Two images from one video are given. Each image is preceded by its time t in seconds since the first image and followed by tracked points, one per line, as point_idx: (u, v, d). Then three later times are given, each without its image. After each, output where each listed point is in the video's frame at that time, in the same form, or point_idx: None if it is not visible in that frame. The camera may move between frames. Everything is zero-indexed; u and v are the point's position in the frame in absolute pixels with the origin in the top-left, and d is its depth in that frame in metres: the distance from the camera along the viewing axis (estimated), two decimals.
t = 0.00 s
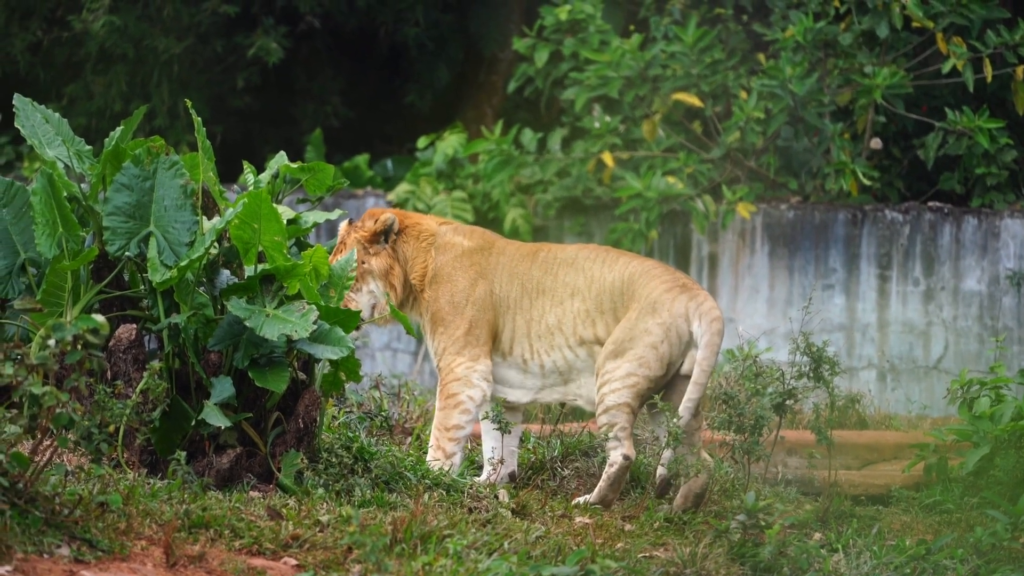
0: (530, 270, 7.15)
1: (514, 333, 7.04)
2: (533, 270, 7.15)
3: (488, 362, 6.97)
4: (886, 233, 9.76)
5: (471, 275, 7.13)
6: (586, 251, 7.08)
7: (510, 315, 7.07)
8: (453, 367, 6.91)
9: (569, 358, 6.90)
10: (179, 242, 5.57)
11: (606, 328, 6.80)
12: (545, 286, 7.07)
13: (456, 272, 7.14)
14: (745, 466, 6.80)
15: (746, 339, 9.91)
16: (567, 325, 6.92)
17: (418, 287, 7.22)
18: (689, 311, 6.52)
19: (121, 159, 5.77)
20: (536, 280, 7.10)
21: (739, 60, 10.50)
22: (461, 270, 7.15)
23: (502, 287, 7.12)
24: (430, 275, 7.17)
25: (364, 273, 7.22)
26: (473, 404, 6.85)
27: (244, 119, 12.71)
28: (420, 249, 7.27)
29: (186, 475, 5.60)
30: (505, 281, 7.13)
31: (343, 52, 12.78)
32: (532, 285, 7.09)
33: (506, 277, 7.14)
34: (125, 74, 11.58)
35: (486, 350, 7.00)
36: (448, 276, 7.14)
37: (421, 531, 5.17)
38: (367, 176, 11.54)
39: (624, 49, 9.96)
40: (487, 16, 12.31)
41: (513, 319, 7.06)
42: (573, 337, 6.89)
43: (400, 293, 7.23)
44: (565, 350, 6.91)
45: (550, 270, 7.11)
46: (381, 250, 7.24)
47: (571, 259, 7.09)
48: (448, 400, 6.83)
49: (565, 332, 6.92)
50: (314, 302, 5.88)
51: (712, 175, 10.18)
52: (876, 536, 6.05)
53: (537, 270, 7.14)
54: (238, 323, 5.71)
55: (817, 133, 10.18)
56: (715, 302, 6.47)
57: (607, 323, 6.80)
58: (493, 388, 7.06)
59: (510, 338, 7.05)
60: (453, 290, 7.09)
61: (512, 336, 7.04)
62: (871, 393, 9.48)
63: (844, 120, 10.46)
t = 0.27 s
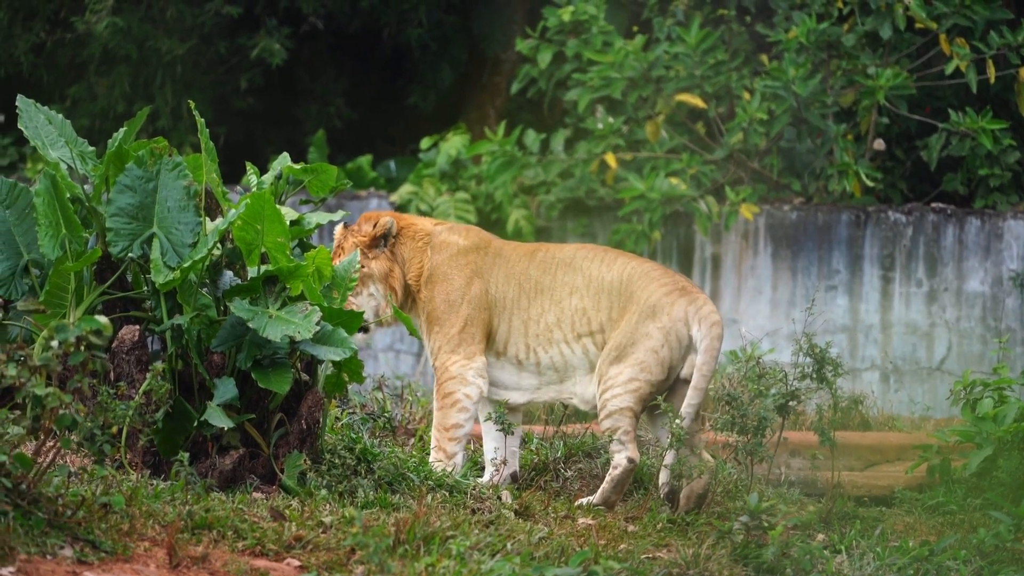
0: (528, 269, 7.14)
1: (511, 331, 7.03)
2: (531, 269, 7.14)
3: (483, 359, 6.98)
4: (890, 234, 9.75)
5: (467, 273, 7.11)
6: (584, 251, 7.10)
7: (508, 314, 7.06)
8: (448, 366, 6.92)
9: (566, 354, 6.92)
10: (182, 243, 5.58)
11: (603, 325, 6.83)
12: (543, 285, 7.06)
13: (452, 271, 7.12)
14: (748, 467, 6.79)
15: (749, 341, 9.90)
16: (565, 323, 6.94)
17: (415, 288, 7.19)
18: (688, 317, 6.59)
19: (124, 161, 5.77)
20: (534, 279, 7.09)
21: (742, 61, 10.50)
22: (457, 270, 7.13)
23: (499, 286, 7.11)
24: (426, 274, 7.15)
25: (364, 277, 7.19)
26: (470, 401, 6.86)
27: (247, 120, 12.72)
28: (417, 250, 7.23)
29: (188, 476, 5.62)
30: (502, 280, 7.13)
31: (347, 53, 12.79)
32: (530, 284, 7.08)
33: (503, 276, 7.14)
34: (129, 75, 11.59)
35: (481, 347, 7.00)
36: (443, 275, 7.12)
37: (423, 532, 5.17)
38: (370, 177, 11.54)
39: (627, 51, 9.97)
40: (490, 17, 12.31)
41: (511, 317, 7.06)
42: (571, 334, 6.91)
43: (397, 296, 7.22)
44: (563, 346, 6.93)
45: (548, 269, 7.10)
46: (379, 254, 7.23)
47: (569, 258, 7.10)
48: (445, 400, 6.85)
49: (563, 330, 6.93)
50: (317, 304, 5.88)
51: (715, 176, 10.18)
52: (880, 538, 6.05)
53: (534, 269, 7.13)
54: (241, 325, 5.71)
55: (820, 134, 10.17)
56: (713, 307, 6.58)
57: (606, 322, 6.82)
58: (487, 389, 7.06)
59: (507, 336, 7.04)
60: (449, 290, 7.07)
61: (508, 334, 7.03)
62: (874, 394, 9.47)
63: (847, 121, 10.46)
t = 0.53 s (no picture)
0: (524, 269, 7.18)
1: (507, 331, 7.07)
2: (527, 269, 7.18)
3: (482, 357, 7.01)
4: (892, 234, 9.75)
5: (462, 273, 7.16)
6: (580, 250, 7.14)
7: (504, 314, 7.10)
8: (446, 366, 6.95)
9: (563, 353, 6.96)
10: (184, 243, 5.58)
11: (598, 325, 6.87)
12: (539, 285, 7.10)
13: (447, 272, 7.17)
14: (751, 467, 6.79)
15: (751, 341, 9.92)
16: (561, 322, 6.98)
17: (411, 290, 7.25)
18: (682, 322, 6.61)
19: (126, 161, 5.78)
20: (531, 279, 7.13)
21: (744, 61, 10.50)
22: (452, 270, 7.17)
23: (495, 286, 7.15)
24: (422, 276, 7.21)
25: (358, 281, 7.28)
26: (469, 401, 6.88)
27: (249, 121, 12.72)
28: (411, 252, 7.29)
29: (191, 477, 5.62)
30: (498, 280, 7.17)
31: (348, 54, 12.80)
32: (526, 284, 7.13)
33: (499, 277, 7.18)
34: (130, 76, 11.60)
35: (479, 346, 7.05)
36: (438, 275, 7.17)
37: (426, 533, 5.17)
38: (372, 177, 11.55)
39: (629, 51, 9.98)
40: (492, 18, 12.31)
41: (507, 317, 7.10)
42: (568, 333, 6.96)
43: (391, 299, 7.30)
44: (560, 345, 6.97)
45: (544, 269, 7.14)
46: (374, 258, 7.30)
47: (565, 258, 7.14)
48: (444, 399, 6.87)
49: (560, 329, 6.98)
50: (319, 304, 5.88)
51: (717, 177, 10.18)
52: (882, 538, 6.05)
53: (530, 269, 7.17)
54: (243, 325, 5.72)
55: (823, 134, 10.17)
56: (708, 313, 6.60)
57: (601, 322, 6.86)
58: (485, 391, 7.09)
59: (503, 336, 7.08)
60: (445, 290, 7.12)
61: (505, 334, 7.07)
62: (876, 394, 9.47)
63: (849, 121, 10.46)
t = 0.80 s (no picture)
0: (513, 270, 7.18)
1: (496, 331, 7.08)
2: (515, 270, 7.18)
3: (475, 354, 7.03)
4: (893, 234, 9.75)
5: (450, 274, 7.18)
6: (569, 251, 7.11)
7: (493, 314, 7.11)
8: (440, 366, 6.96)
9: (554, 357, 6.94)
10: (186, 243, 5.58)
11: (588, 327, 6.86)
12: (528, 286, 7.09)
13: (435, 272, 7.19)
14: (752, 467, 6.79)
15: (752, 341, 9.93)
16: (550, 323, 6.97)
17: (400, 292, 7.28)
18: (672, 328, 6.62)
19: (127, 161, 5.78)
20: (519, 279, 7.13)
21: (745, 61, 10.50)
22: (440, 271, 7.19)
23: (483, 287, 7.16)
24: (410, 277, 7.23)
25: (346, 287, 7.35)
26: (465, 399, 6.88)
27: (250, 121, 12.73)
28: (398, 255, 7.33)
29: (192, 477, 5.62)
30: (486, 281, 7.17)
31: (350, 54, 12.80)
32: (514, 285, 7.12)
33: (487, 277, 7.18)
34: (132, 76, 11.61)
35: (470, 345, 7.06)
36: (427, 276, 7.19)
37: (427, 533, 5.17)
38: (373, 177, 11.55)
39: (630, 51, 9.97)
40: (493, 18, 12.30)
41: (496, 317, 7.10)
42: (557, 335, 6.94)
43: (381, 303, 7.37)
44: (549, 348, 6.96)
45: (533, 270, 7.13)
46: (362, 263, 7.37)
47: (554, 258, 7.12)
48: (440, 399, 6.88)
49: (549, 330, 6.97)
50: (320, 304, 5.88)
51: (718, 177, 10.18)
52: (883, 538, 6.05)
53: (518, 269, 7.17)
54: (244, 325, 5.72)
55: (824, 134, 10.17)
56: (698, 316, 6.59)
57: (591, 324, 6.85)
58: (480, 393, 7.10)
59: (492, 336, 7.09)
60: (433, 291, 7.14)
61: (494, 335, 7.09)
62: (878, 394, 9.48)
63: (850, 121, 10.46)
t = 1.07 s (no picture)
0: (498, 271, 7.22)
1: (480, 332, 7.12)
2: (500, 271, 7.21)
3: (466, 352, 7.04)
4: (893, 234, 9.75)
5: (435, 274, 7.21)
6: (555, 253, 7.15)
7: (478, 315, 7.14)
8: (431, 366, 6.99)
9: (537, 360, 6.99)
10: (186, 243, 5.58)
11: (571, 330, 6.87)
12: (512, 287, 7.13)
13: (421, 273, 7.22)
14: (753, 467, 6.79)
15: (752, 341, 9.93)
16: (534, 324, 7.00)
17: (385, 294, 7.31)
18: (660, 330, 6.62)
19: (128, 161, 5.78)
20: (504, 281, 7.16)
21: (746, 61, 10.50)
22: (425, 272, 7.22)
23: (467, 287, 7.19)
24: (396, 279, 7.26)
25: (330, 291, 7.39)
26: (459, 397, 6.89)
27: (251, 121, 12.73)
28: (382, 258, 7.37)
29: (193, 477, 5.62)
30: (471, 281, 7.21)
31: (350, 54, 12.80)
32: (499, 286, 7.16)
33: (471, 278, 7.22)
34: (132, 76, 11.61)
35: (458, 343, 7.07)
36: (412, 277, 7.22)
37: (428, 533, 5.17)
38: (374, 177, 11.55)
39: (631, 51, 9.97)
40: (494, 18, 12.30)
41: (481, 318, 7.14)
42: (540, 337, 6.98)
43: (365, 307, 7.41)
44: (533, 351, 7.00)
45: (517, 271, 7.17)
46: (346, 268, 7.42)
47: (539, 260, 7.16)
48: (434, 399, 6.89)
49: (532, 331, 7.00)
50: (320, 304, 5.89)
51: (719, 177, 10.19)
52: (884, 538, 6.05)
53: (503, 270, 7.21)
54: (245, 325, 5.72)
55: (824, 134, 10.17)
56: (687, 319, 6.61)
57: (576, 325, 6.86)
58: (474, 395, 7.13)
59: (478, 337, 7.12)
60: (418, 291, 7.16)
61: (480, 335, 7.12)
62: (878, 394, 9.48)
63: (851, 121, 10.46)
